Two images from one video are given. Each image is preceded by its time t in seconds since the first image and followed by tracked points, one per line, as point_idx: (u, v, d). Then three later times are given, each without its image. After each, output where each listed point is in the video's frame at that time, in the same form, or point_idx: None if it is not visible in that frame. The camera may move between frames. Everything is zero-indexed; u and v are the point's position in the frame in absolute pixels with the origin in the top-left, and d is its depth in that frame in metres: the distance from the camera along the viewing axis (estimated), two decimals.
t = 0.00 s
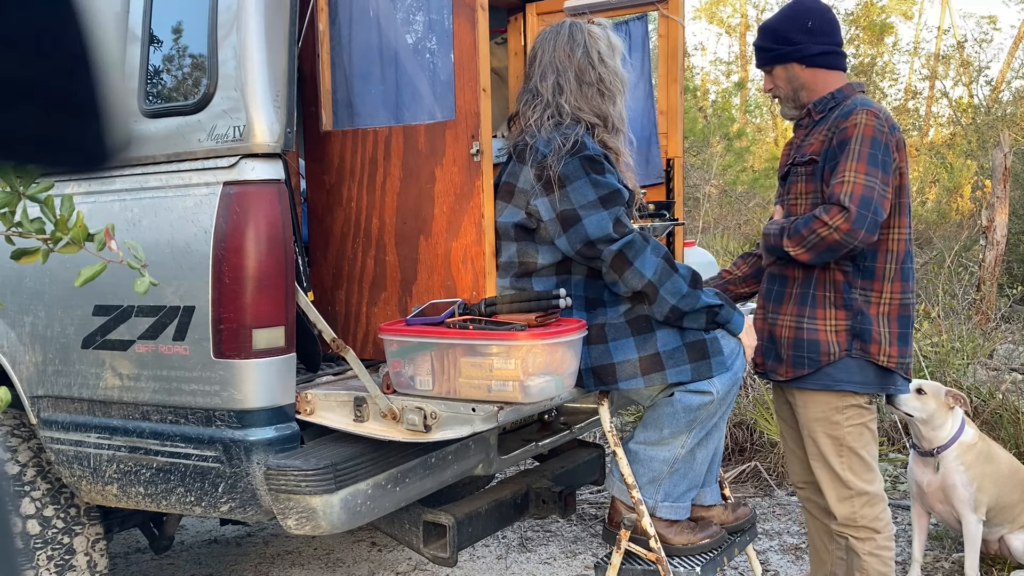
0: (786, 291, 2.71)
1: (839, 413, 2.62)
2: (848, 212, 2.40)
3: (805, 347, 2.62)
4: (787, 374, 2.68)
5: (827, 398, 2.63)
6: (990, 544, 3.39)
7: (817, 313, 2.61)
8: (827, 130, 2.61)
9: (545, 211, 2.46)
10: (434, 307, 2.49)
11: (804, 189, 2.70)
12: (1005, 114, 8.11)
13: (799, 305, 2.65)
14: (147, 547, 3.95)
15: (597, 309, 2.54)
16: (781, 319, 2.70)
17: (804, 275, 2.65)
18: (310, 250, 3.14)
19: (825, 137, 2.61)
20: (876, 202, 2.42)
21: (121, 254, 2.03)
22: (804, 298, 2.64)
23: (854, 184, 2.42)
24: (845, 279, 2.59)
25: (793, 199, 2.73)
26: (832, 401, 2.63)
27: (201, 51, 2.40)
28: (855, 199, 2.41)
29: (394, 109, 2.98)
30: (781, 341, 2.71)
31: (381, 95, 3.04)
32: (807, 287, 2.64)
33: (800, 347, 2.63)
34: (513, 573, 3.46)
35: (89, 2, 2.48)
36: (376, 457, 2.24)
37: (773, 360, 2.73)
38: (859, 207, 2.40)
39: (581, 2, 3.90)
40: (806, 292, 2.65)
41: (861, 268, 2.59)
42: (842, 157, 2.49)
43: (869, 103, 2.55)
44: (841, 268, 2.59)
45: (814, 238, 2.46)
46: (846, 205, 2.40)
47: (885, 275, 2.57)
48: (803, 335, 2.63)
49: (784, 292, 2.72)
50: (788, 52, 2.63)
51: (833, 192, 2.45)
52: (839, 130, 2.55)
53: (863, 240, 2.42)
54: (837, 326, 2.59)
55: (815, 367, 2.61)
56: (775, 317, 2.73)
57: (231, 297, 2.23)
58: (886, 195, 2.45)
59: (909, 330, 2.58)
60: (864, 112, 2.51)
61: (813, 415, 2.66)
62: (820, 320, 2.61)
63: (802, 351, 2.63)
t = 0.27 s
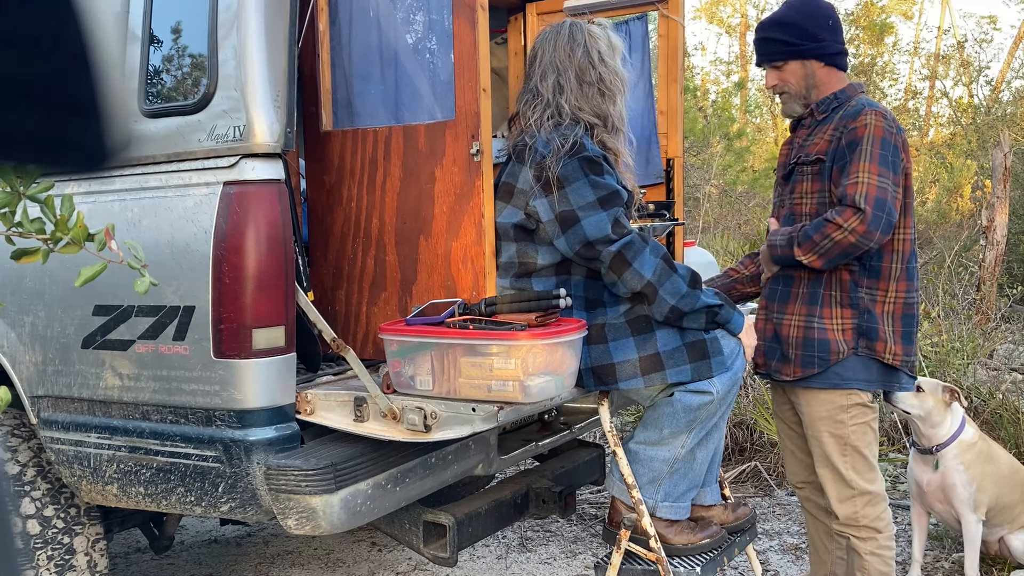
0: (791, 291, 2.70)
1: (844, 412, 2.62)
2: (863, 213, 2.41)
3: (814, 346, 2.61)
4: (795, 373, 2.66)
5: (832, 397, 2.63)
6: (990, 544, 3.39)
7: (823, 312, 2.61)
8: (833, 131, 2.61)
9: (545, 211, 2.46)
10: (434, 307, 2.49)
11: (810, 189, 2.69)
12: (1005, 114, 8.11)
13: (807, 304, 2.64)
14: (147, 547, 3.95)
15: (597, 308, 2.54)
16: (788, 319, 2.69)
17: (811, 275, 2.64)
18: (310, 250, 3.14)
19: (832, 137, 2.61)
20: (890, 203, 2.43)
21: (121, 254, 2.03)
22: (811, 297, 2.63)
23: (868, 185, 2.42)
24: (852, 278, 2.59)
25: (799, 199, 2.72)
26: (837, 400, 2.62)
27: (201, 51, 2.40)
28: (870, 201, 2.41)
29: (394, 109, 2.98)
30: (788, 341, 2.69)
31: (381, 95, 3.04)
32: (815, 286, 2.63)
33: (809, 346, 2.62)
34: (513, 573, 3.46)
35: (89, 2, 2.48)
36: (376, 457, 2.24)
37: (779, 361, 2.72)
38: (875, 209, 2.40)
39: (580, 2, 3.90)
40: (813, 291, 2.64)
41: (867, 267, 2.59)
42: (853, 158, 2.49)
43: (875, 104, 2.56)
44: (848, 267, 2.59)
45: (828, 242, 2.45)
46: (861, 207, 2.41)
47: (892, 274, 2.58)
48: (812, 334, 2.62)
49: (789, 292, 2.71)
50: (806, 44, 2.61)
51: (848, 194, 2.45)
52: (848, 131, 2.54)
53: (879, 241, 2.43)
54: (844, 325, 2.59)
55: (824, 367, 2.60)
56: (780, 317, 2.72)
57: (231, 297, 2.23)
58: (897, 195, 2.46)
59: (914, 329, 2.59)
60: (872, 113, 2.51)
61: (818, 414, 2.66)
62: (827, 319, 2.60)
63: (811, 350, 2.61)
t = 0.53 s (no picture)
0: (793, 292, 2.69)
1: (846, 412, 2.61)
2: (866, 219, 2.41)
3: (817, 348, 2.61)
4: (798, 376, 2.66)
5: (834, 397, 2.62)
6: (990, 544, 3.39)
7: (825, 313, 2.60)
8: (833, 132, 2.60)
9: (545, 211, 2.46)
10: (434, 307, 2.49)
11: (810, 191, 2.69)
12: (1005, 114, 8.11)
13: (810, 307, 2.63)
14: (147, 547, 3.95)
15: (598, 308, 2.54)
16: (790, 320, 2.68)
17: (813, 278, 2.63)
18: (310, 250, 3.14)
19: (832, 139, 2.60)
20: (892, 206, 2.44)
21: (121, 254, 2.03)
22: (813, 299, 2.62)
23: (870, 190, 2.42)
24: (853, 279, 2.58)
25: (799, 200, 2.72)
26: (839, 400, 2.62)
27: (201, 51, 2.40)
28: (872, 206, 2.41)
29: (394, 109, 2.98)
30: (790, 343, 2.69)
31: (381, 95, 3.04)
32: (817, 288, 2.62)
33: (812, 348, 2.61)
34: (513, 573, 3.46)
35: (89, 2, 2.48)
36: (376, 457, 2.24)
37: (782, 363, 2.72)
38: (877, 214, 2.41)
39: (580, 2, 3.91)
40: (815, 293, 2.63)
41: (869, 269, 2.59)
42: (853, 162, 2.48)
43: (874, 105, 2.55)
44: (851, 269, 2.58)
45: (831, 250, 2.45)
46: (864, 213, 2.41)
47: (893, 275, 2.59)
48: (815, 336, 2.61)
49: (791, 293, 2.69)
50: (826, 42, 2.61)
51: (850, 199, 2.44)
52: (847, 133, 2.53)
53: (882, 245, 2.44)
54: (846, 327, 2.58)
55: (827, 369, 2.60)
56: (783, 319, 2.71)
57: (231, 297, 2.23)
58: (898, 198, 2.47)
59: (912, 329, 2.62)
60: (871, 115, 2.51)
61: (819, 414, 2.66)
62: (829, 320, 2.60)
63: (814, 352, 2.61)
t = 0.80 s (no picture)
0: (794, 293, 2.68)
1: (846, 412, 2.61)
2: (880, 230, 2.40)
3: (817, 350, 2.61)
4: (798, 376, 2.66)
5: (834, 398, 2.62)
6: (990, 544, 3.39)
7: (826, 315, 2.60)
8: (835, 135, 2.60)
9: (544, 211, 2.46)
10: (434, 307, 2.49)
11: (811, 193, 2.70)
12: (1005, 114, 8.11)
13: (812, 308, 2.63)
14: (147, 547, 3.95)
15: (598, 308, 2.54)
16: (791, 320, 2.68)
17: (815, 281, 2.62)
18: (310, 250, 3.14)
19: (833, 143, 2.59)
20: (901, 213, 2.44)
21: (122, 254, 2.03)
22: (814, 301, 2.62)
23: (881, 199, 2.42)
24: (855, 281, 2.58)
25: (800, 202, 2.73)
26: (839, 400, 2.61)
27: (200, 51, 2.40)
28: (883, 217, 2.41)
29: (394, 109, 2.98)
30: (790, 343, 2.69)
31: (381, 95, 3.04)
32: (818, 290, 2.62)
33: (813, 350, 2.61)
34: (513, 573, 3.46)
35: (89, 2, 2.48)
36: (376, 457, 2.24)
37: (783, 363, 2.72)
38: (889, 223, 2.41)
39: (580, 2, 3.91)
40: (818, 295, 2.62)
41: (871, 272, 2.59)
42: (858, 168, 2.48)
43: (875, 108, 2.54)
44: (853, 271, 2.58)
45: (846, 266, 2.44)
46: (876, 225, 2.40)
47: (894, 277, 2.60)
48: (815, 338, 2.61)
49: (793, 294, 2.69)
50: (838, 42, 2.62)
51: (860, 210, 2.42)
52: (849, 138, 2.53)
53: (895, 252, 2.45)
54: (847, 329, 2.58)
55: (826, 370, 2.60)
56: (784, 319, 2.71)
57: (231, 297, 2.23)
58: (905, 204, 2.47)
59: (910, 331, 2.64)
60: (873, 120, 2.50)
61: (820, 414, 2.66)
62: (830, 322, 2.60)
63: (814, 353, 2.61)
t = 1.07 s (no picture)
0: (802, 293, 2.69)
1: (852, 414, 2.62)
2: (907, 228, 2.42)
3: (826, 350, 2.60)
4: (807, 377, 2.66)
5: (841, 399, 2.62)
6: (990, 544, 3.39)
7: (835, 314, 2.60)
8: (848, 134, 2.59)
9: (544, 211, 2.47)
10: (434, 307, 2.49)
11: (822, 191, 2.67)
12: (1005, 114, 8.11)
13: (821, 308, 2.63)
14: (147, 547, 3.95)
15: (598, 308, 2.54)
16: (800, 321, 2.69)
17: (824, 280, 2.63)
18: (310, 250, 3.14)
19: (848, 141, 2.58)
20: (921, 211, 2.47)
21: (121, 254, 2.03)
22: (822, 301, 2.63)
23: (905, 197, 2.43)
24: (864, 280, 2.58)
25: (810, 200, 2.71)
26: (846, 401, 2.61)
27: (200, 51, 2.40)
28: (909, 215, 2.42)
29: (394, 109, 2.98)
30: (799, 343, 2.69)
31: (381, 95, 3.04)
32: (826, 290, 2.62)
33: (822, 350, 2.62)
34: (513, 573, 3.46)
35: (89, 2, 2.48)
36: (376, 457, 2.24)
37: (791, 362, 2.73)
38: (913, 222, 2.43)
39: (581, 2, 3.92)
40: (826, 296, 2.63)
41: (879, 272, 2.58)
42: (879, 166, 2.47)
43: (888, 107, 2.56)
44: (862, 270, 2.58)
45: (870, 262, 2.44)
46: (903, 223, 2.41)
47: (904, 276, 2.57)
48: (824, 338, 2.61)
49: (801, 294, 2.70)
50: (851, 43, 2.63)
51: (888, 208, 2.42)
52: (866, 136, 2.52)
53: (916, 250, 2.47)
54: (856, 329, 2.58)
55: (836, 371, 2.59)
56: (792, 320, 2.72)
57: (231, 297, 2.23)
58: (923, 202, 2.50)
59: (920, 329, 2.61)
60: (889, 118, 2.51)
61: (826, 415, 2.66)
62: (838, 322, 2.60)
63: (823, 354, 2.61)
